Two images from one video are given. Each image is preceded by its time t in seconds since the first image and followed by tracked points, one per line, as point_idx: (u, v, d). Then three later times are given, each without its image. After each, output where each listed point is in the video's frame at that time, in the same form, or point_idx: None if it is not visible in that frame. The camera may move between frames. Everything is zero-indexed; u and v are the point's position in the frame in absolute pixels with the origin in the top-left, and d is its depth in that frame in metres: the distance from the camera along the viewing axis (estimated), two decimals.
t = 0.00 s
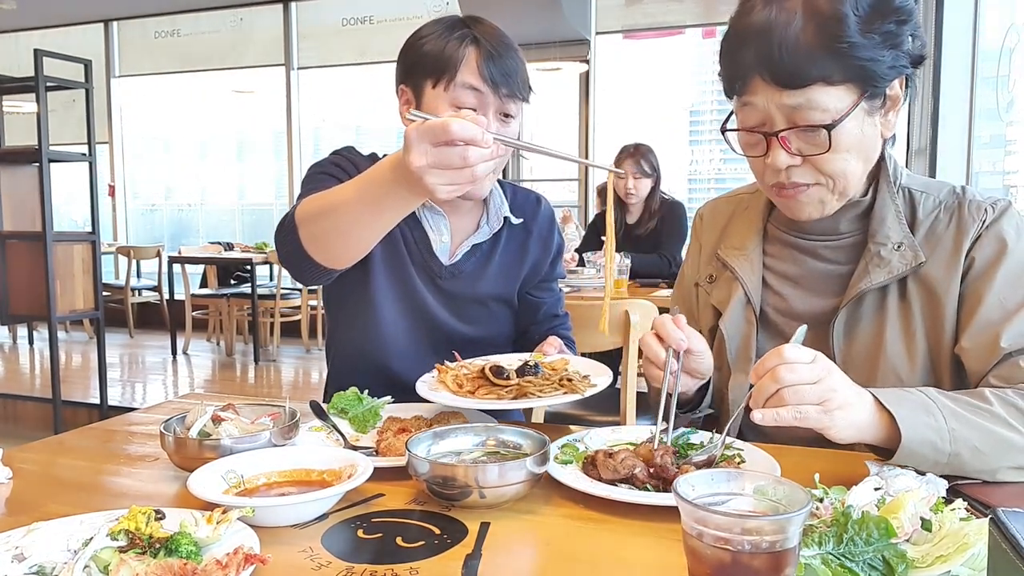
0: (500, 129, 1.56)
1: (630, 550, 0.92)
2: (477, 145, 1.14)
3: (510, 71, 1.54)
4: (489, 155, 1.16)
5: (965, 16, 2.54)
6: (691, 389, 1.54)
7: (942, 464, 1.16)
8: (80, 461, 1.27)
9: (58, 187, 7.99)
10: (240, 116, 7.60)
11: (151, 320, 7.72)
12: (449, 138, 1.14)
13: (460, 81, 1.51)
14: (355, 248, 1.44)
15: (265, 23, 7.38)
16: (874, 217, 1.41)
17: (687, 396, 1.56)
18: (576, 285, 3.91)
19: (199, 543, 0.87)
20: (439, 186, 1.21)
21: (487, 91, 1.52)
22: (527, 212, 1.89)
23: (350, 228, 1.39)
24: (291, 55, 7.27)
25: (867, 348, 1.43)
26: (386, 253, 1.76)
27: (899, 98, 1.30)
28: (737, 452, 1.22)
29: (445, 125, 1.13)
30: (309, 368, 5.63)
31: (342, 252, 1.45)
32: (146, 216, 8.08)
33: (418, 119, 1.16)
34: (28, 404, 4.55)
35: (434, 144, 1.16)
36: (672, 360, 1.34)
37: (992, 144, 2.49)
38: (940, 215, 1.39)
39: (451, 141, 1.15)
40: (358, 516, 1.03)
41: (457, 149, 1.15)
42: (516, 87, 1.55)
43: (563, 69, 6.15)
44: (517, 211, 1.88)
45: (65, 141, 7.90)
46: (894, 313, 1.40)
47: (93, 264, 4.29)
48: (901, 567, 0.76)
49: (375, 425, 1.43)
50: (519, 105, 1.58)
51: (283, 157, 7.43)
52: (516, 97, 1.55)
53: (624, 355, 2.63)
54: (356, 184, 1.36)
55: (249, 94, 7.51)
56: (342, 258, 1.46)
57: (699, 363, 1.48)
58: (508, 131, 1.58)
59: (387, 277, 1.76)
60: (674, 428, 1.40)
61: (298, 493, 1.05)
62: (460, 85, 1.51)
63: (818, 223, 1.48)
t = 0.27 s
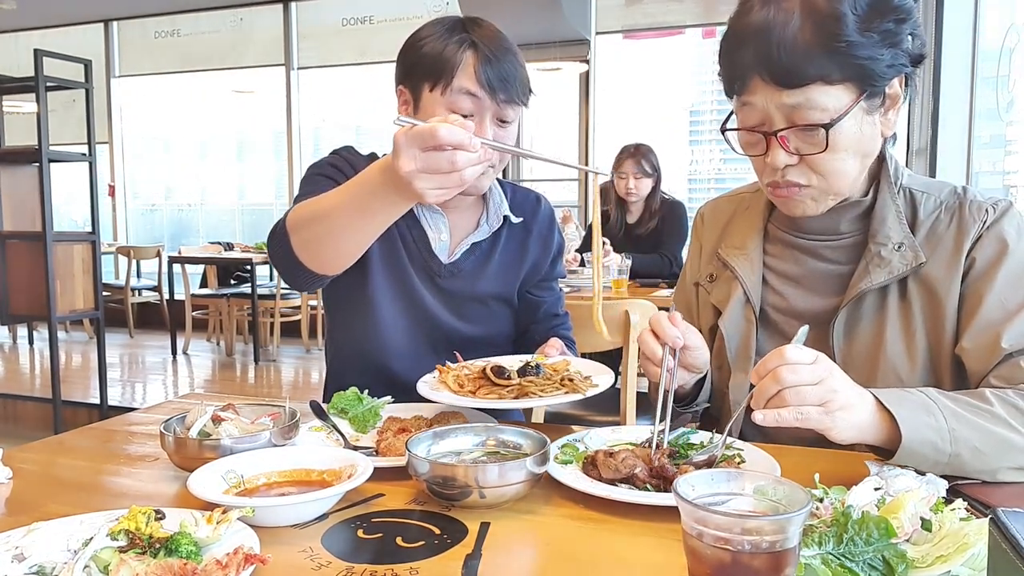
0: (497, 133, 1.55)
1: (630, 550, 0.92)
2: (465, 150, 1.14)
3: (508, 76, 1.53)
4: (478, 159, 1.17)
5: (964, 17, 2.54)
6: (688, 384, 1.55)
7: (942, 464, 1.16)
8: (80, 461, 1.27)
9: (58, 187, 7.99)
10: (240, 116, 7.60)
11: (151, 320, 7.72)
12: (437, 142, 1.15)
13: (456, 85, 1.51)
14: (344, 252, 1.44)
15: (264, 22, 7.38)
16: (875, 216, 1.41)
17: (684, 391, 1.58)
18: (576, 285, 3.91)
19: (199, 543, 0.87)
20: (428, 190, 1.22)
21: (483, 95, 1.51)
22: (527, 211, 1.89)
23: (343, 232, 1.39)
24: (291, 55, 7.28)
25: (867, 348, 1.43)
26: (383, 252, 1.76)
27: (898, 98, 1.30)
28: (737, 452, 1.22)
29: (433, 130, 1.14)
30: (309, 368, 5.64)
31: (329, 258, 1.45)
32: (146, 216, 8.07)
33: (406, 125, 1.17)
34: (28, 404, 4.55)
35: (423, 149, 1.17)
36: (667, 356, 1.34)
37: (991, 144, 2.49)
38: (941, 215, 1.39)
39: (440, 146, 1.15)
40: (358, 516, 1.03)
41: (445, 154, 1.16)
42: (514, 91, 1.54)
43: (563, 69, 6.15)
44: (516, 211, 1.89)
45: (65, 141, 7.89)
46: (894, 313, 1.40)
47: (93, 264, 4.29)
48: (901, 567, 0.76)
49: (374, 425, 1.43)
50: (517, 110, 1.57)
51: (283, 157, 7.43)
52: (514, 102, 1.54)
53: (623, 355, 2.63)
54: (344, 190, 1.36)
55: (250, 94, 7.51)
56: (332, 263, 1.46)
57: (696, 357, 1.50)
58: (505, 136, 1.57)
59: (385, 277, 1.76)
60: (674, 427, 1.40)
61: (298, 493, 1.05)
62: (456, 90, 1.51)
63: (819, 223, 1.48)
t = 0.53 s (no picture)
0: (495, 135, 1.55)
1: (630, 551, 0.92)
2: (442, 156, 1.18)
3: (505, 77, 1.53)
4: (454, 166, 1.20)
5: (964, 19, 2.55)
6: (686, 376, 1.55)
7: (943, 463, 1.16)
8: (81, 461, 1.27)
9: (58, 186, 7.99)
10: (240, 116, 7.60)
11: (151, 320, 7.72)
12: (415, 151, 1.17)
13: (454, 87, 1.50)
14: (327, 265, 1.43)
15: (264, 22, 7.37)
16: (872, 217, 1.41)
17: (682, 384, 1.58)
18: (576, 285, 3.91)
19: (199, 544, 0.87)
20: (408, 198, 1.23)
21: (481, 98, 1.51)
22: (526, 212, 1.89)
23: (327, 245, 1.39)
24: (291, 55, 7.28)
25: (864, 348, 1.44)
26: (378, 251, 1.76)
27: (892, 97, 1.30)
28: (737, 453, 1.22)
29: (411, 140, 1.17)
30: (309, 368, 5.63)
31: (305, 270, 1.45)
32: (146, 216, 8.07)
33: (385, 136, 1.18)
34: (28, 404, 4.55)
35: (402, 158, 1.19)
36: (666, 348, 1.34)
37: (991, 144, 2.43)
38: (939, 215, 1.39)
39: (418, 154, 1.18)
40: (358, 516, 1.03)
41: (422, 162, 1.18)
42: (512, 93, 1.54)
43: (563, 69, 6.15)
44: (516, 212, 1.89)
45: (65, 141, 7.89)
46: (892, 314, 1.40)
47: (93, 264, 4.29)
48: (901, 567, 0.76)
49: (375, 425, 1.43)
50: (515, 111, 1.57)
51: (283, 157, 7.42)
52: (511, 103, 1.54)
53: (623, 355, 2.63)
54: (325, 204, 1.36)
55: (250, 94, 7.51)
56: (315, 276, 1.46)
57: (694, 350, 1.50)
58: (504, 137, 1.57)
59: (380, 278, 1.76)
60: (673, 426, 1.40)
61: (298, 493, 1.05)
62: (454, 92, 1.51)
63: (816, 224, 1.48)
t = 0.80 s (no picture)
0: (494, 138, 1.55)
1: (630, 550, 0.92)
2: (424, 206, 1.19)
3: (504, 79, 1.53)
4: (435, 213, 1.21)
5: (964, 21, 2.56)
6: (687, 381, 1.55)
7: (943, 464, 1.16)
8: (81, 461, 1.27)
9: (58, 186, 7.99)
10: (240, 116, 7.60)
11: (151, 320, 7.71)
12: (399, 203, 1.18)
13: (452, 91, 1.51)
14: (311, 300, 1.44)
15: (264, 22, 7.37)
16: (870, 217, 1.41)
17: (682, 389, 1.58)
18: (576, 285, 3.90)
19: (199, 543, 0.87)
20: (392, 243, 1.23)
21: (479, 101, 1.51)
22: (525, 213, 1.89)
23: (310, 279, 1.39)
24: (291, 55, 7.28)
25: (863, 349, 1.44)
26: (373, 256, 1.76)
27: (888, 99, 1.30)
28: (737, 452, 1.22)
29: (394, 192, 1.17)
30: (310, 368, 5.63)
31: (287, 302, 1.45)
32: (146, 216, 8.07)
33: (368, 186, 1.18)
34: (28, 404, 4.55)
35: (386, 207, 1.19)
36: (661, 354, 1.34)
37: (993, 145, 2.40)
38: (936, 214, 1.39)
39: (401, 205, 1.19)
40: (358, 516, 1.03)
41: (406, 211, 1.19)
42: (511, 94, 1.55)
43: (563, 69, 6.15)
44: (515, 213, 1.89)
45: (65, 141, 7.89)
46: (891, 314, 1.40)
47: (93, 264, 4.29)
48: (901, 567, 0.76)
49: (375, 425, 1.43)
50: (514, 112, 1.57)
51: (283, 156, 7.42)
52: (510, 106, 1.54)
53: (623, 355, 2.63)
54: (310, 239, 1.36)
55: (250, 94, 7.51)
56: (297, 310, 1.46)
57: (694, 355, 1.49)
58: (503, 139, 1.57)
59: (374, 283, 1.75)
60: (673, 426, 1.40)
61: (298, 493, 1.05)
62: (453, 95, 1.51)
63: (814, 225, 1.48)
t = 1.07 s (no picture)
0: (492, 140, 1.55)
1: (630, 550, 0.92)
2: (419, 218, 1.21)
3: (501, 80, 1.53)
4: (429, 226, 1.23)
5: (963, 22, 2.56)
6: (684, 376, 1.55)
7: (943, 463, 1.16)
8: (81, 461, 1.27)
9: (57, 186, 7.99)
10: (240, 116, 7.60)
11: (151, 320, 7.72)
12: (393, 216, 1.20)
13: (449, 93, 1.51)
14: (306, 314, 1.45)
15: (264, 22, 7.37)
16: (869, 217, 1.41)
17: (681, 385, 1.58)
18: (576, 285, 3.90)
19: (199, 543, 0.87)
20: (388, 256, 1.25)
21: (477, 103, 1.51)
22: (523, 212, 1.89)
23: (306, 293, 1.40)
24: (291, 55, 7.28)
25: (863, 350, 1.44)
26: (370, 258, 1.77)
27: (888, 101, 1.30)
28: (737, 452, 1.22)
29: (388, 206, 1.20)
30: (310, 368, 5.63)
31: (284, 314, 1.46)
32: (146, 216, 8.08)
33: (363, 201, 1.21)
34: (27, 403, 4.56)
35: (381, 222, 1.22)
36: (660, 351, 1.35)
37: (991, 144, 2.42)
38: (936, 215, 1.39)
39: (396, 218, 1.21)
40: (358, 516, 1.03)
41: (401, 224, 1.22)
42: (507, 96, 1.54)
43: (563, 69, 6.16)
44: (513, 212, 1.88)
45: (65, 141, 7.89)
46: (890, 315, 1.40)
47: (93, 263, 4.29)
48: (901, 567, 0.76)
49: (375, 425, 1.43)
50: (512, 114, 1.57)
51: (282, 157, 7.42)
52: (508, 107, 1.54)
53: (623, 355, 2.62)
54: (306, 252, 1.37)
55: (250, 94, 7.51)
56: (293, 322, 1.47)
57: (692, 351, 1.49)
58: (501, 141, 1.57)
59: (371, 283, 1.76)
60: (674, 426, 1.40)
61: (298, 493, 1.05)
62: (450, 97, 1.51)
63: (813, 226, 1.48)
